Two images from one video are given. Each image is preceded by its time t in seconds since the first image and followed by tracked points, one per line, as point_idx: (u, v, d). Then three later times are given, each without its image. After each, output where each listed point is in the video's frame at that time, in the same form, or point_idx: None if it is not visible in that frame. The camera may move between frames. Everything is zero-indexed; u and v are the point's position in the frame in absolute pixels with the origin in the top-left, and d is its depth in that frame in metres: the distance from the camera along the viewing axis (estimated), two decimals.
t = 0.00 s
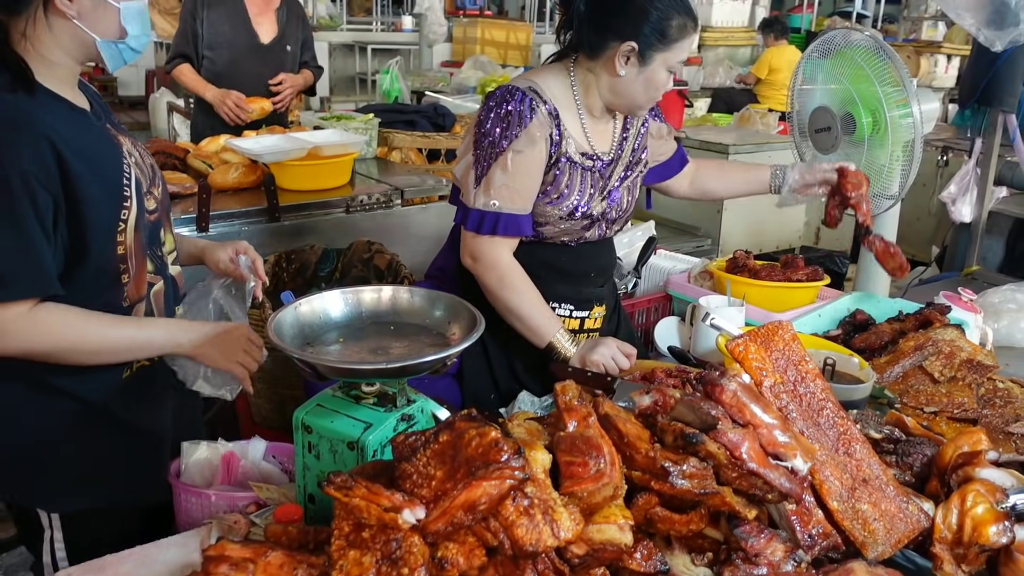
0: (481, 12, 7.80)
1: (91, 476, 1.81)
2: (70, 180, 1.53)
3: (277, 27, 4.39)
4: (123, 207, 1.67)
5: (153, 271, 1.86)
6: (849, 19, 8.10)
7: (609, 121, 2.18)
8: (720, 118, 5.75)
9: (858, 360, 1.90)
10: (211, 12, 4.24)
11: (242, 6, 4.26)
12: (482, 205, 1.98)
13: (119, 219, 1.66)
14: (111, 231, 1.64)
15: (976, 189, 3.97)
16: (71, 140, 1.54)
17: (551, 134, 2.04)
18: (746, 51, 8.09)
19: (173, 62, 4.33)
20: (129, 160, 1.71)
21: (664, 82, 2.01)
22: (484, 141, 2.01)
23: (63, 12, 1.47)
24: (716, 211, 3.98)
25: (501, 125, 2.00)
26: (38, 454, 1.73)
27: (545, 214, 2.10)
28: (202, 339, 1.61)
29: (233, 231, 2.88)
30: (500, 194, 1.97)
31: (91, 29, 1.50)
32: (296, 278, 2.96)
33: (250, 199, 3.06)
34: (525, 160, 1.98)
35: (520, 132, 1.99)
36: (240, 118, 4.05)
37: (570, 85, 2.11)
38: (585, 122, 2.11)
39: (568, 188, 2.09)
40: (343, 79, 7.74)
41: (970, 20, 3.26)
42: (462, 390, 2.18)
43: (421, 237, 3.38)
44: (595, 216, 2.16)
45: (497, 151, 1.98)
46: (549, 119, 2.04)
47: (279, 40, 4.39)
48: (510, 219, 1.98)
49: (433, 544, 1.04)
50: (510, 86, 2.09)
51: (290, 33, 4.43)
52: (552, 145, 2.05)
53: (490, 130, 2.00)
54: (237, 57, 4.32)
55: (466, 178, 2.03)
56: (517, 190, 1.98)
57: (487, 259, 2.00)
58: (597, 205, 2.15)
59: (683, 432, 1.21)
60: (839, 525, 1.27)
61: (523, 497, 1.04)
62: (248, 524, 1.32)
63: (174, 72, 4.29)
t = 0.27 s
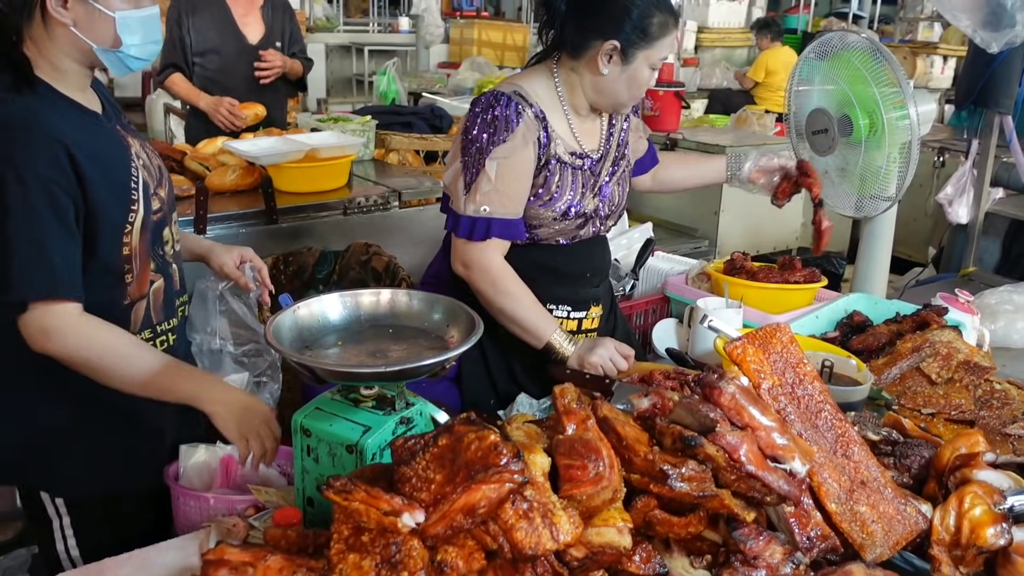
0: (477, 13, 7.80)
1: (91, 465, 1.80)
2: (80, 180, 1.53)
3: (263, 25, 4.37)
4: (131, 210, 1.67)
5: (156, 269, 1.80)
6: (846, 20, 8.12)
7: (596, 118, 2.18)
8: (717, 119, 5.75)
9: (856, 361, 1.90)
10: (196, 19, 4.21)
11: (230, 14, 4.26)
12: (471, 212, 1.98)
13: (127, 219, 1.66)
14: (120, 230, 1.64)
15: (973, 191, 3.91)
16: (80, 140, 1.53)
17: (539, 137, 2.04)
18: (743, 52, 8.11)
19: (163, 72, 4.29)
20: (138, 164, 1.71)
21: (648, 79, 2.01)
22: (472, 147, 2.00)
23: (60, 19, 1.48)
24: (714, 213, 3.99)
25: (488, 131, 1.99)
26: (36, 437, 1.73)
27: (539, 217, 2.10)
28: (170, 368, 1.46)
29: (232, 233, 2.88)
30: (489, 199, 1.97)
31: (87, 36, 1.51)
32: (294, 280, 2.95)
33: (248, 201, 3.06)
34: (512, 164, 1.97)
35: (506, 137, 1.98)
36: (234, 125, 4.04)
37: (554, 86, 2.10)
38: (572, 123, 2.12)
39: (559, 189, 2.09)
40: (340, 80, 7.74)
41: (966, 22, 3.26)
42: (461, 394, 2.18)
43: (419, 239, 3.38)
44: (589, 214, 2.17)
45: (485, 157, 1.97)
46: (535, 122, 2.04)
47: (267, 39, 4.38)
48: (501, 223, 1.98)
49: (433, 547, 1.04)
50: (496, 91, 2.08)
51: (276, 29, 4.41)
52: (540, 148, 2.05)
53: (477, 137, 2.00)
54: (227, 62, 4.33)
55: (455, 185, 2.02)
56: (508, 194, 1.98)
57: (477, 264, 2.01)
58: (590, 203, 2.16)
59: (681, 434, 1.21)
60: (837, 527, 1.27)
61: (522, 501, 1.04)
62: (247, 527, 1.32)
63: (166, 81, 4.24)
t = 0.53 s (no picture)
0: (474, 16, 7.79)
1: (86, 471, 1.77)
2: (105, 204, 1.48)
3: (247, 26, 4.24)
4: (144, 231, 1.63)
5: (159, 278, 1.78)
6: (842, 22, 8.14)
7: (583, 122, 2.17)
8: (714, 122, 5.76)
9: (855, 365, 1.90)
10: (177, 27, 4.04)
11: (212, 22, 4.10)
12: (450, 214, 1.98)
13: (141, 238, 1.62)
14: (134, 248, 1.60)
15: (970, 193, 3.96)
16: (99, 162, 1.49)
17: (520, 140, 2.03)
18: (739, 54, 8.11)
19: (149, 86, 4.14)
20: (144, 177, 1.67)
21: (631, 80, 2.01)
22: (451, 150, 2.01)
23: (55, 40, 1.44)
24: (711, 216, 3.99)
25: (468, 133, 1.99)
26: (32, 446, 1.71)
27: (528, 220, 2.10)
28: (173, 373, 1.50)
29: (230, 238, 2.88)
30: (469, 203, 1.98)
31: (85, 57, 1.47)
32: (292, 285, 2.95)
33: (245, 205, 3.06)
34: (492, 166, 1.97)
35: (486, 140, 1.98)
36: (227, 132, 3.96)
37: (539, 90, 2.10)
38: (558, 125, 2.11)
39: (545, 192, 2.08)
40: (336, 83, 7.73)
41: (963, 25, 3.27)
42: (460, 399, 2.18)
43: (417, 242, 3.38)
44: (579, 215, 2.17)
45: (464, 159, 1.97)
46: (518, 124, 2.03)
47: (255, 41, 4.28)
48: (480, 226, 1.98)
49: (433, 554, 1.04)
50: (479, 94, 2.07)
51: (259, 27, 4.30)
52: (523, 151, 2.04)
53: (457, 139, 2.00)
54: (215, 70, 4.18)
55: (435, 187, 2.03)
56: (488, 195, 1.98)
57: (448, 259, 2.01)
58: (579, 204, 2.16)
59: (681, 439, 1.21)
60: (837, 531, 1.27)
61: (523, 507, 1.04)
62: (246, 533, 1.31)
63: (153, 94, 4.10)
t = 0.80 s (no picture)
0: (472, 21, 7.80)
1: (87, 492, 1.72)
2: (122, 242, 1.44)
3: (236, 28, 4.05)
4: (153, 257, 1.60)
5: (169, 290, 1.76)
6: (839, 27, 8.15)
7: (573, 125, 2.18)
8: (712, 126, 5.77)
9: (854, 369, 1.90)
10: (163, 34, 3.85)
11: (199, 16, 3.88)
12: (442, 216, 1.99)
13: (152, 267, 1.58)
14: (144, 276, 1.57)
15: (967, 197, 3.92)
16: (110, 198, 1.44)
17: (506, 140, 2.04)
18: (737, 59, 8.13)
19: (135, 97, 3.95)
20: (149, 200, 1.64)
21: (594, 84, 1.98)
22: (440, 153, 2.03)
23: (65, 70, 1.37)
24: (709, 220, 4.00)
25: (454, 135, 2.01)
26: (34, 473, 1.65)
27: (516, 220, 2.10)
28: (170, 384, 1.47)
29: (228, 243, 2.88)
30: (457, 203, 1.98)
31: (94, 88, 1.41)
32: (290, 290, 2.95)
33: (243, 210, 3.06)
34: (478, 166, 1.98)
35: (469, 142, 1.99)
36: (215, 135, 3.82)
37: (524, 93, 2.12)
38: (546, 127, 2.12)
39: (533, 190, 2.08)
40: (335, 88, 7.73)
41: (960, 30, 3.27)
42: (458, 404, 2.18)
43: (415, 247, 3.38)
44: (569, 216, 2.16)
45: (451, 161, 1.99)
46: (503, 125, 2.04)
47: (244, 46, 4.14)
48: (471, 227, 1.98)
49: (433, 560, 1.03)
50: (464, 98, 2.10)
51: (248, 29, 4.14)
52: (508, 150, 2.05)
53: (445, 142, 2.03)
54: (202, 72, 3.96)
55: (428, 193, 2.05)
56: (477, 196, 1.98)
57: (443, 264, 2.01)
58: (569, 204, 2.15)
59: (680, 444, 1.22)
60: (836, 536, 1.27)
61: (522, 513, 1.04)
62: (245, 539, 1.31)
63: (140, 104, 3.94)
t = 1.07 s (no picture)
0: (471, 26, 7.81)
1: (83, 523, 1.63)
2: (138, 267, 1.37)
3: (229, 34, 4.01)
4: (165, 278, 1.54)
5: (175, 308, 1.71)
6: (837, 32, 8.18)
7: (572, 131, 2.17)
8: (711, 131, 5.78)
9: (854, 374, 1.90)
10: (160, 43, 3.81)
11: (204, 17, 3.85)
12: (426, 209, 2.03)
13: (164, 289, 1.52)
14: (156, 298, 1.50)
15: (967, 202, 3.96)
16: (126, 223, 1.37)
17: (496, 139, 2.06)
18: (735, 63, 8.14)
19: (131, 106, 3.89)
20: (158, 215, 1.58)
21: (573, 89, 1.97)
22: (431, 148, 2.07)
23: (79, 91, 1.31)
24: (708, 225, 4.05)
25: (446, 132, 2.04)
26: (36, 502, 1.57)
27: (503, 220, 2.10)
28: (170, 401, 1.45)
29: (228, 248, 2.88)
30: (442, 197, 2.01)
31: (109, 109, 1.35)
32: (290, 296, 2.96)
33: (244, 217, 3.06)
34: (465, 164, 2.01)
35: (460, 139, 2.01)
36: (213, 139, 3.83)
37: (523, 95, 2.13)
38: (541, 130, 2.12)
39: (522, 192, 2.08)
40: (334, 94, 7.75)
41: (957, 35, 3.28)
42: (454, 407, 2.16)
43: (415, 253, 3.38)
44: (560, 222, 2.13)
45: (440, 156, 2.03)
46: (496, 124, 2.06)
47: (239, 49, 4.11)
48: (453, 222, 2.01)
49: (435, 566, 1.04)
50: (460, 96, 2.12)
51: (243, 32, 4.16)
52: (499, 149, 2.06)
53: (437, 139, 2.05)
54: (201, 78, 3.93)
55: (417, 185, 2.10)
56: (463, 192, 2.01)
57: (429, 257, 2.03)
58: (561, 209, 2.12)
59: (681, 450, 1.22)
60: (837, 541, 1.27)
61: (524, 519, 1.04)
62: (247, 546, 1.31)
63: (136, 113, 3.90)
